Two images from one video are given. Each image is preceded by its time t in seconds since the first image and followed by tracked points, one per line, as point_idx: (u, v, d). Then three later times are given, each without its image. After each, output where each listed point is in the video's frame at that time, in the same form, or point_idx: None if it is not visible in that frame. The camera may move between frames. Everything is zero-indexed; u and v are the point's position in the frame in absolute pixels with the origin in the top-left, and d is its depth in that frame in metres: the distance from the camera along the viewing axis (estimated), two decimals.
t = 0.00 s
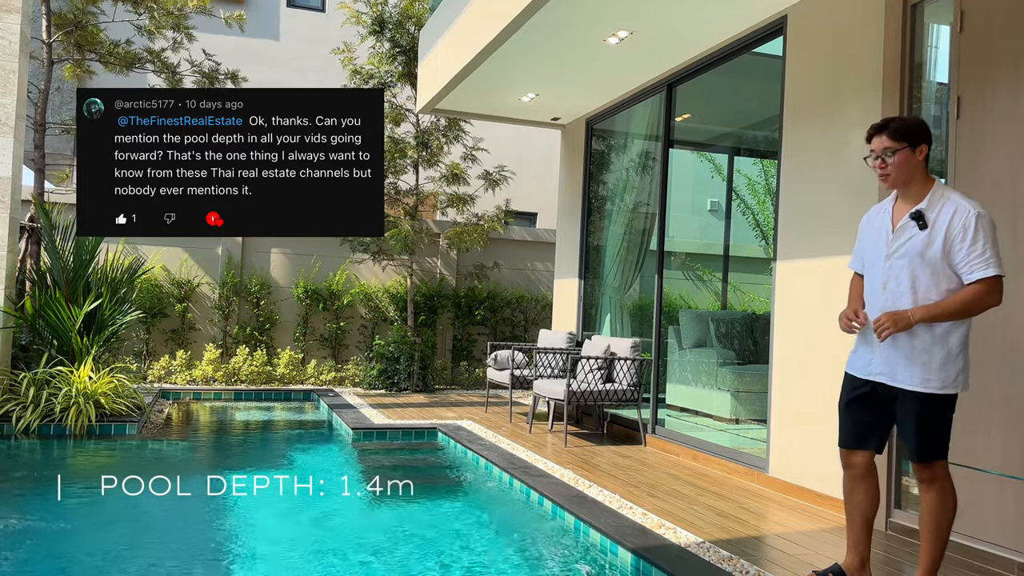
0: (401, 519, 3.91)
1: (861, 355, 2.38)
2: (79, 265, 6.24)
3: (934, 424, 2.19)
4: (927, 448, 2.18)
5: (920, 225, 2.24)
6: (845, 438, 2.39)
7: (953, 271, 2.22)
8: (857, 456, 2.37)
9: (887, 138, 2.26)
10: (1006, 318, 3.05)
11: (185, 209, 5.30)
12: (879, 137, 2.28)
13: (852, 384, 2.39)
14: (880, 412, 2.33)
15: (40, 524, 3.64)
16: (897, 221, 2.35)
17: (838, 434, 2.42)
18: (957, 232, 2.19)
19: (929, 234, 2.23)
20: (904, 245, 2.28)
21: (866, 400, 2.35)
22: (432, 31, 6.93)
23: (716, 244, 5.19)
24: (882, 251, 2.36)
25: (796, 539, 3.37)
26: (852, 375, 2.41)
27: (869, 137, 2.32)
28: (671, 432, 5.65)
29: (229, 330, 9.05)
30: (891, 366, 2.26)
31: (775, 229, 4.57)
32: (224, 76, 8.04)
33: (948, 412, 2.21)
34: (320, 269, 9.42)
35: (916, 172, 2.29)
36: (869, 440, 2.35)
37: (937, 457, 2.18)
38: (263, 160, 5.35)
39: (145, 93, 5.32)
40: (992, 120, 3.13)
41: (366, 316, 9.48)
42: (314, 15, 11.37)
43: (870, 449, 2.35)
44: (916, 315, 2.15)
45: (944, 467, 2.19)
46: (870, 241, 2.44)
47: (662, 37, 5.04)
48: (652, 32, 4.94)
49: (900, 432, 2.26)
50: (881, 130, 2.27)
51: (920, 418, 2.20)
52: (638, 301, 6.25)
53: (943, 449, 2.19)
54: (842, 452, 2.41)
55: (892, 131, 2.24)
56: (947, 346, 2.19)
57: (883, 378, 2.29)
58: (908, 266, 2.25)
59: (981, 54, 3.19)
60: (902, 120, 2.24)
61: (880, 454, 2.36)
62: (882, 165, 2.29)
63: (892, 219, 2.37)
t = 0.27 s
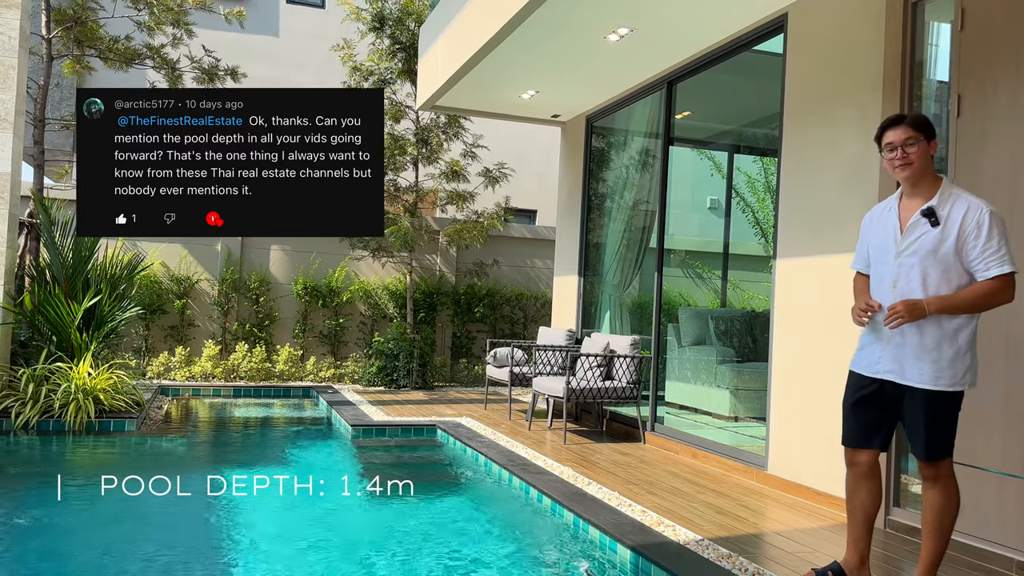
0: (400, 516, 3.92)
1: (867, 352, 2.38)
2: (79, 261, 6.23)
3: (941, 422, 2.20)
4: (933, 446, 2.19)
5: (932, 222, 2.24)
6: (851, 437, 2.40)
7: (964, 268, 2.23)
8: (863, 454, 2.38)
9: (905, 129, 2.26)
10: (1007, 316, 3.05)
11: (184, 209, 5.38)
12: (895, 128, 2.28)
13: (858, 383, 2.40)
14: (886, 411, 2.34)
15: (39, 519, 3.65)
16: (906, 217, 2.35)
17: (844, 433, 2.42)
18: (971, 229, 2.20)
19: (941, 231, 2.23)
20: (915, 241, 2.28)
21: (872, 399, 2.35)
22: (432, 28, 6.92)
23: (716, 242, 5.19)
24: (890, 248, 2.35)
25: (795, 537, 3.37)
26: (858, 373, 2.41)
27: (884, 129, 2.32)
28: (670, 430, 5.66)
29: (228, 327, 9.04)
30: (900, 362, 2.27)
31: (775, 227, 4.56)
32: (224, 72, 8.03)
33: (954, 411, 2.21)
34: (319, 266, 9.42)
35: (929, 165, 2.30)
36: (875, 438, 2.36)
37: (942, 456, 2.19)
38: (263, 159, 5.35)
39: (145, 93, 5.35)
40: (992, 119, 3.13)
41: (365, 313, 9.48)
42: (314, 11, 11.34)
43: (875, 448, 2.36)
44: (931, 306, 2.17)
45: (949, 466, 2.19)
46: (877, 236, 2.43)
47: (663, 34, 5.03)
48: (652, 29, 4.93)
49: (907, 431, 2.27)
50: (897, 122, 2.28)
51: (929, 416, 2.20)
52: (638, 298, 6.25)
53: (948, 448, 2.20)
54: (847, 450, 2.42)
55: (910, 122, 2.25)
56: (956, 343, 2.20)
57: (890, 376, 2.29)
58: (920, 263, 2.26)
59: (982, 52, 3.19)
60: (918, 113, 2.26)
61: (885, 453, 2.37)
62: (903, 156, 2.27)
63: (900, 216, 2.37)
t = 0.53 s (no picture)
0: (400, 513, 3.92)
1: (871, 351, 2.39)
2: (79, 258, 6.23)
3: (945, 420, 2.21)
4: (938, 444, 2.20)
5: (940, 220, 2.25)
6: (853, 435, 2.40)
7: (969, 267, 2.25)
8: (864, 452, 2.39)
9: (911, 127, 2.27)
10: (1007, 315, 3.05)
11: (185, 209, 5.35)
12: (903, 126, 2.29)
13: (862, 381, 2.40)
14: (889, 409, 2.35)
15: (39, 516, 3.65)
16: (911, 215, 2.35)
17: (847, 431, 2.43)
18: (977, 228, 2.21)
19: (949, 230, 2.24)
20: (921, 240, 2.28)
21: (875, 397, 2.36)
22: (433, 25, 6.91)
23: (715, 239, 5.19)
24: (895, 246, 2.35)
25: (794, 534, 3.38)
26: (861, 371, 2.41)
27: (890, 128, 2.32)
28: (669, 427, 5.66)
29: (228, 323, 9.04)
30: (905, 360, 2.27)
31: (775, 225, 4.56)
32: (224, 69, 8.01)
33: (958, 408, 2.23)
34: (319, 263, 9.43)
35: (934, 165, 2.31)
36: (878, 437, 2.37)
37: (946, 453, 2.20)
38: (263, 159, 5.34)
39: (145, 93, 5.37)
40: (993, 118, 3.13)
41: (365, 310, 9.48)
42: (315, 8, 11.33)
43: (879, 446, 2.37)
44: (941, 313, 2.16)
45: (952, 463, 2.20)
46: (880, 233, 2.43)
47: (663, 31, 5.02)
48: (653, 26, 4.92)
49: (911, 429, 2.28)
50: (905, 120, 2.29)
51: (933, 414, 2.22)
52: (638, 296, 6.25)
53: (951, 446, 2.21)
54: (849, 448, 2.42)
55: (917, 120, 2.26)
56: (961, 341, 2.21)
57: (896, 374, 2.29)
58: (927, 262, 2.26)
59: (983, 51, 3.19)
60: (925, 113, 2.27)
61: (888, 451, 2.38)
62: (909, 155, 2.28)
63: (904, 214, 2.37)
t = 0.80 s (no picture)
0: (401, 510, 3.93)
1: (871, 350, 2.39)
2: (79, 255, 6.22)
3: (946, 418, 2.21)
4: (938, 442, 2.20)
5: (941, 218, 2.25)
6: (854, 434, 2.41)
7: (969, 264, 2.27)
8: (865, 451, 2.40)
9: (912, 124, 2.28)
10: (1007, 313, 3.06)
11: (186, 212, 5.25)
12: (904, 122, 2.30)
13: (863, 379, 2.41)
14: (889, 407, 2.35)
15: (40, 512, 3.66)
16: (909, 213, 2.36)
17: (847, 430, 2.44)
18: (978, 226, 2.23)
19: (949, 227, 2.25)
20: (922, 237, 2.29)
21: (875, 395, 2.37)
22: (434, 23, 6.91)
23: (716, 238, 5.19)
24: (895, 243, 2.36)
25: (794, 532, 3.39)
26: (862, 370, 2.42)
27: (891, 123, 2.34)
28: (670, 425, 5.67)
29: (229, 320, 9.04)
30: (908, 358, 2.28)
31: (776, 223, 4.57)
32: (225, 66, 8.00)
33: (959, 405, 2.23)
34: (319, 260, 9.43)
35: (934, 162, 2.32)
36: (879, 435, 2.38)
37: (946, 451, 2.20)
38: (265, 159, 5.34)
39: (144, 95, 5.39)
40: (994, 117, 3.13)
41: (365, 307, 9.48)
42: (315, 5, 11.31)
43: (879, 445, 2.38)
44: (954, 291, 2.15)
45: (952, 461, 2.21)
46: (878, 231, 2.43)
47: (664, 29, 5.02)
48: (654, 24, 4.92)
49: (912, 427, 2.28)
50: (906, 116, 2.29)
51: (934, 412, 2.22)
52: (638, 294, 6.26)
53: (951, 443, 2.21)
54: (849, 447, 2.44)
55: (919, 116, 2.27)
56: (962, 338, 2.22)
57: (898, 372, 2.29)
58: (928, 259, 2.27)
59: (984, 50, 3.19)
60: (926, 109, 2.28)
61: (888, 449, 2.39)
62: (909, 151, 2.30)
63: (903, 212, 2.38)
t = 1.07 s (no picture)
0: (401, 507, 3.94)
1: (870, 348, 2.42)
2: (81, 252, 6.23)
3: (943, 416, 2.25)
4: (936, 440, 2.25)
5: (940, 216, 2.29)
6: (853, 432, 2.47)
7: (969, 262, 2.29)
8: (864, 450, 2.47)
9: (903, 126, 2.31)
10: (1007, 312, 3.06)
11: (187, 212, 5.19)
12: (894, 125, 2.33)
13: (861, 378, 2.46)
14: (886, 407, 2.41)
15: (42, 508, 3.67)
16: (909, 212, 2.40)
17: (845, 429, 2.50)
18: (978, 224, 2.26)
19: (949, 226, 2.28)
20: (922, 236, 2.32)
21: (872, 394, 2.43)
22: (434, 21, 6.92)
23: (716, 236, 5.20)
24: (894, 242, 2.40)
25: (794, 530, 3.39)
26: (859, 368, 2.46)
27: (883, 127, 2.37)
28: (670, 423, 5.67)
29: (229, 318, 9.05)
30: (907, 357, 2.31)
31: (776, 221, 4.57)
32: (226, 64, 8.01)
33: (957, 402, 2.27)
34: (320, 258, 9.44)
35: (930, 161, 2.35)
36: (876, 435, 2.44)
37: (944, 449, 2.25)
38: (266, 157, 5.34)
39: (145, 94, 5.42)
40: (995, 115, 3.13)
41: (366, 305, 9.49)
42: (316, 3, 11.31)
43: (877, 444, 2.45)
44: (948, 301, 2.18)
45: (950, 459, 2.26)
46: (878, 230, 2.47)
47: (665, 28, 5.02)
48: (655, 22, 4.92)
49: (911, 425, 2.32)
50: (896, 119, 2.33)
51: (932, 410, 2.26)
52: (638, 292, 6.26)
53: (949, 441, 2.26)
54: (848, 446, 2.50)
55: (908, 118, 2.30)
56: (962, 337, 2.25)
57: (897, 370, 2.33)
58: (928, 258, 2.30)
59: (985, 49, 3.19)
60: (917, 111, 2.31)
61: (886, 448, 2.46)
62: (903, 153, 2.33)
63: (903, 211, 2.41)
